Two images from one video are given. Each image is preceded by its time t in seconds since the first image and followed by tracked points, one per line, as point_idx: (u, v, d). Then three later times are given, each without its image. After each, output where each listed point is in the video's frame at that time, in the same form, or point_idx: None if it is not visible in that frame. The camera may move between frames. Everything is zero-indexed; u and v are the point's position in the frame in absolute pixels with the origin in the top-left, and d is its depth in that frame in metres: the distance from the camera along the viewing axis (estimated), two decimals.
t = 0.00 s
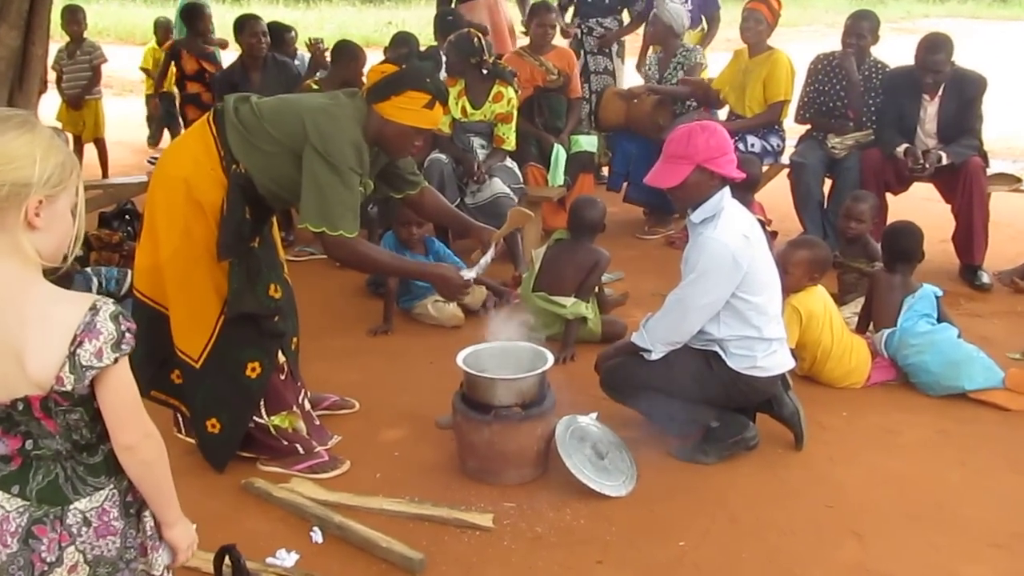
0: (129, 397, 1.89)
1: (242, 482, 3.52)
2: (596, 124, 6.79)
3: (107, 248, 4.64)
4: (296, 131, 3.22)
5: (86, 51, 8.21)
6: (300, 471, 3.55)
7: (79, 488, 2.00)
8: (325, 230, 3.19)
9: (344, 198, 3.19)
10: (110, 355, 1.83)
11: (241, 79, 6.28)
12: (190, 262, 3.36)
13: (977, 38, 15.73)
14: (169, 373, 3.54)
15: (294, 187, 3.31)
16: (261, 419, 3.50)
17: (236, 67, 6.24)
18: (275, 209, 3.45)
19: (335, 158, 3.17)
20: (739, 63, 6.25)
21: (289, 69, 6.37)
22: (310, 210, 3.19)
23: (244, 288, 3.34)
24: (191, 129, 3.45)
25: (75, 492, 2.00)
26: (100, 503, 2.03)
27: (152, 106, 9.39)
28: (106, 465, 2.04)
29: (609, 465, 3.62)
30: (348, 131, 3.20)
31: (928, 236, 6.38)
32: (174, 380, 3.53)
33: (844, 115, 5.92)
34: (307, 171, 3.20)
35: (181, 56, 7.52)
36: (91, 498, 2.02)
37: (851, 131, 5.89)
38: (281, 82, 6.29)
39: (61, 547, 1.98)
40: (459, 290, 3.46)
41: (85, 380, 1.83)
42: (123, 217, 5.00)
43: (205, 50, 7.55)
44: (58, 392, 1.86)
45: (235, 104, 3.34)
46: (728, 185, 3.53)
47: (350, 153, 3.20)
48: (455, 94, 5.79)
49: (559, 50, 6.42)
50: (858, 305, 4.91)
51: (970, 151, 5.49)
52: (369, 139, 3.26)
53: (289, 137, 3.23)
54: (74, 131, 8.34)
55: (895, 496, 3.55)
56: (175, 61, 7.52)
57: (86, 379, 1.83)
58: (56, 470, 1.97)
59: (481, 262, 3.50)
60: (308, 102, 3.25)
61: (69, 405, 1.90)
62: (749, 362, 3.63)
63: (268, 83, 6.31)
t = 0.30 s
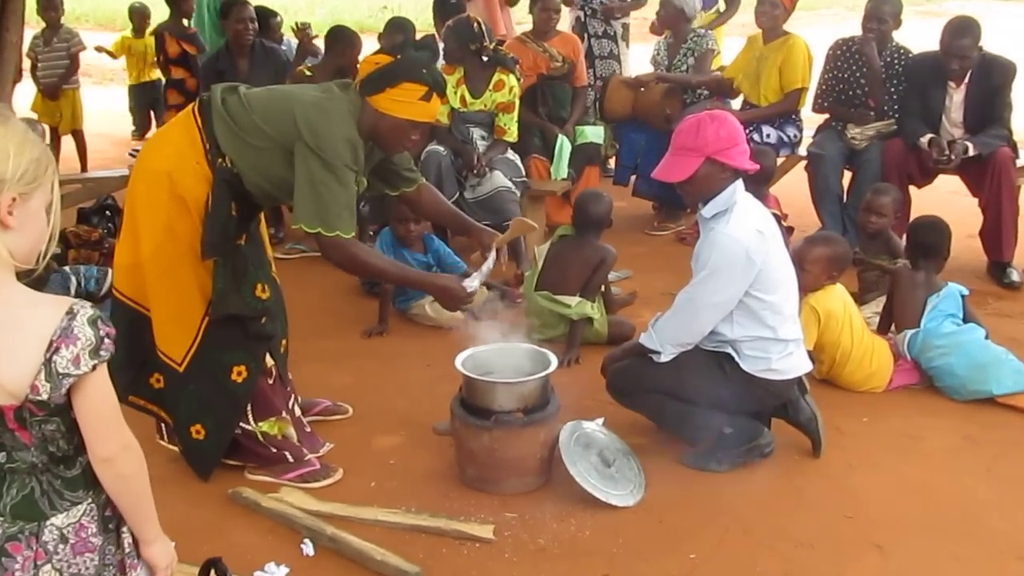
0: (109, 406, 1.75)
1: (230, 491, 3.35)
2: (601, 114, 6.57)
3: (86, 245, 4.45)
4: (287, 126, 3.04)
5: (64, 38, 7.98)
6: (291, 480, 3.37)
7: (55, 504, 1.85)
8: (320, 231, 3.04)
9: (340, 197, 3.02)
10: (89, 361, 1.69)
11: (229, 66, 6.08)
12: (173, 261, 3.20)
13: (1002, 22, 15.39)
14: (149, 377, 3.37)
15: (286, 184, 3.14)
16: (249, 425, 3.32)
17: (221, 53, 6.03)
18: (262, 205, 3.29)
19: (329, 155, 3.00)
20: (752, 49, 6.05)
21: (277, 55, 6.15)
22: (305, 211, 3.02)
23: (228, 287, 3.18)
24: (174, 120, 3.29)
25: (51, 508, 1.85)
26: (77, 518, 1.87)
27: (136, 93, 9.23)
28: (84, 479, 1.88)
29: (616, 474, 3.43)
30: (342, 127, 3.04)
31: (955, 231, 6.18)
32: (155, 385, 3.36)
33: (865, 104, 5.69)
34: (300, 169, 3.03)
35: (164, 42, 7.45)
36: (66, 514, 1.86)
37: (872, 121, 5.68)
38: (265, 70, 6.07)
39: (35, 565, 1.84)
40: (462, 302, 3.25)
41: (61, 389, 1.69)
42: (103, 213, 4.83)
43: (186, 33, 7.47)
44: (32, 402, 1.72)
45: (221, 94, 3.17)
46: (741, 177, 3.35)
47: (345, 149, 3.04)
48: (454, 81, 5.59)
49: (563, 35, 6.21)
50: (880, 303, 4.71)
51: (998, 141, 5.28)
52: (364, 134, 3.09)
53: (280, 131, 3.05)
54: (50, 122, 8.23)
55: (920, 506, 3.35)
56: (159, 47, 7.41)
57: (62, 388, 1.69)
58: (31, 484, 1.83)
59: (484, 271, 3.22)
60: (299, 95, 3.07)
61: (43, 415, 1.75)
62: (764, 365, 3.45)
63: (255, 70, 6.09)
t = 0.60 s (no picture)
0: (87, 407, 1.70)
1: (216, 496, 3.19)
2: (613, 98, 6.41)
3: (65, 238, 4.36)
4: (282, 120, 2.94)
5: (42, 19, 7.91)
6: (280, 484, 3.20)
7: (33, 510, 1.79)
8: (319, 232, 2.95)
9: (338, 197, 2.93)
10: (68, 358, 1.65)
11: (215, 47, 5.88)
12: (155, 253, 3.06)
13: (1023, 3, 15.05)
14: (125, 375, 3.22)
15: (278, 180, 3.04)
16: (234, 426, 3.17)
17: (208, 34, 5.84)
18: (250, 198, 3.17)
19: (326, 153, 2.91)
20: (769, 30, 5.86)
21: (265, 36, 5.92)
22: (304, 212, 2.95)
23: (211, 284, 3.06)
24: (160, 104, 3.15)
25: (28, 515, 1.78)
26: (55, 524, 1.81)
27: (134, 73, 9.14)
28: (62, 482, 1.83)
29: (623, 478, 3.25)
30: (339, 122, 2.93)
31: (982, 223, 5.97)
32: (130, 383, 3.21)
33: (888, 88, 5.53)
34: (297, 166, 2.94)
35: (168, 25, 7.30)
36: (44, 521, 1.80)
37: (895, 106, 5.48)
38: (254, 52, 5.86)
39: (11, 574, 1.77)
40: (464, 320, 3.11)
41: (38, 388, 1.64)
42: (82, 203, 4.69)
43: (190, 16, 7.32)
44: (9, 403, 1.67)
45: (213, 81, 3.06)
46: (756, 164, 3.17)
47: (342, 147, 2.93)
48: (454, 64, 5.41)
49: (571, 16, 5.98)
50: (904, 300, 4.49)
51: None
52: (361, 129, 2.99)
53: (275, 125, 2.94)
54: (25, 107, 8.00)
55: (946, 513, 3.17)
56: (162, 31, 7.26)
57: (41, 387, 1.64)
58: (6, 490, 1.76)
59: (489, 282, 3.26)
60: (295, 87, 2.97)
61: (19, 416, 1.72)
62: (780, 364, 3.26)
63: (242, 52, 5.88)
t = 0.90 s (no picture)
0: (63, 412, 1.62)
1: (201, 505, 3.01)
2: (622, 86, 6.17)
3: (42, 231, 4.42)
4: (279, 113, 2.79)
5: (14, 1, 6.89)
6: (269, 493, 3.02)
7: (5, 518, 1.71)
8: (318, 232, 2.80)
9: (337, 194, 2.78)
10: (42, 359, 1.57)
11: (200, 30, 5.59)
12: (139, 248, 2.89)
13: None
14: (108, 375, 3.08)
15: (273, 175, 2.89)
16: (220, 432, 2.99)
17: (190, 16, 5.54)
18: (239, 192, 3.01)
19: (327, 149, 2.76)
20: (790, 11, 5.64)
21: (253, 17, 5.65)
22: (302, 210, 2.79)
23: (197, 281, 2.89)
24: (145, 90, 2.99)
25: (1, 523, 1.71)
26: (28, 535, 1.73)
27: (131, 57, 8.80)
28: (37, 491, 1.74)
29: (632, 488, 3.06)
30: (339, 115, 2.78)
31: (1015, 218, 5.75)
32: (113, 384, 3.09)
33: (915, 73, 5.30)
34: (294, 161, 2.79)
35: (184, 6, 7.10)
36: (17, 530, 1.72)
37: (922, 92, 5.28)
38: (241, 36, 5.59)
39: None
40: (462, 330, 2.90)
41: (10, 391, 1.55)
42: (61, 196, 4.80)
43: None
44: None
45: (206, 66, 2.90)
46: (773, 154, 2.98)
47: (342, 142, 2.78)
48: (454, 47, 5.22)
49: None
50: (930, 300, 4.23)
51: None
52: (361, 123, 2.84)
53: (270, 117, 2.79)
54: None
55: (978, 527, 2.97)
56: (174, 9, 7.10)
57: (12, 389, 1.55)
58: None
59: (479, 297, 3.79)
60: (292, 77, 2.82)
61: None
62: (799, 366, 3.06)
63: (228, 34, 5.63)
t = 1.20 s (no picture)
0: (44, 421, 1.65)
1: (185, 518, 2.82)
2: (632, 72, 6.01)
3: (18, 229, 4.38)
4: (274, 102, 2.61)
5: None
6: (258, 506, 2.83)
7: None
8: (311, 229, 2.62)
9: (334, 188, 2.60)
10: (19, 367, 1.59)
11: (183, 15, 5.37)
12: (123, 245, 2.72)
13: None
14: (90, 380, 2.90)
15: (267, 169, 2.71)
16: (207, 440, 2.80)
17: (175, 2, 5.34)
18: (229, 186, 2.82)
19: (324, 140, 2.58)
20: None
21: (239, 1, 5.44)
22: (296, 205, 2.61)
23: (184, 280, 2.71)
24: (129, 78, 2.81)
25: None
26: (7, 546, 1.73)
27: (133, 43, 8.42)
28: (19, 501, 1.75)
29: (643, 500, 2.87)
30: (337, 104, 2.60)
31: None
32: (96, 391, 2.89)
33: (941, 60, 5.14)
34: (290, 153, 2.61)
35: None
36: None
37: (950, 80, 5.13)
38: (227, 18, 5.37)
39: None
40: (459, 336, 2.73)
41: None
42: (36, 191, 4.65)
43: None
44: None
45: (197, 52, 2.72)
46: (779, 147, 2.81)
47: (341, 133, 2.60)
48: (454, 33, 5.05)
49: None
50: (959, 300, 4.05)
51: None
52: (361, 113, 2.66)
53: (265, 106, 2.62)
54: None
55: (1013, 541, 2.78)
56: None
57: None
58: None
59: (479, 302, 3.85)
60: (289, 64, 2.64)
61: None
62: (822, 371, 2.88)
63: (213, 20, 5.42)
